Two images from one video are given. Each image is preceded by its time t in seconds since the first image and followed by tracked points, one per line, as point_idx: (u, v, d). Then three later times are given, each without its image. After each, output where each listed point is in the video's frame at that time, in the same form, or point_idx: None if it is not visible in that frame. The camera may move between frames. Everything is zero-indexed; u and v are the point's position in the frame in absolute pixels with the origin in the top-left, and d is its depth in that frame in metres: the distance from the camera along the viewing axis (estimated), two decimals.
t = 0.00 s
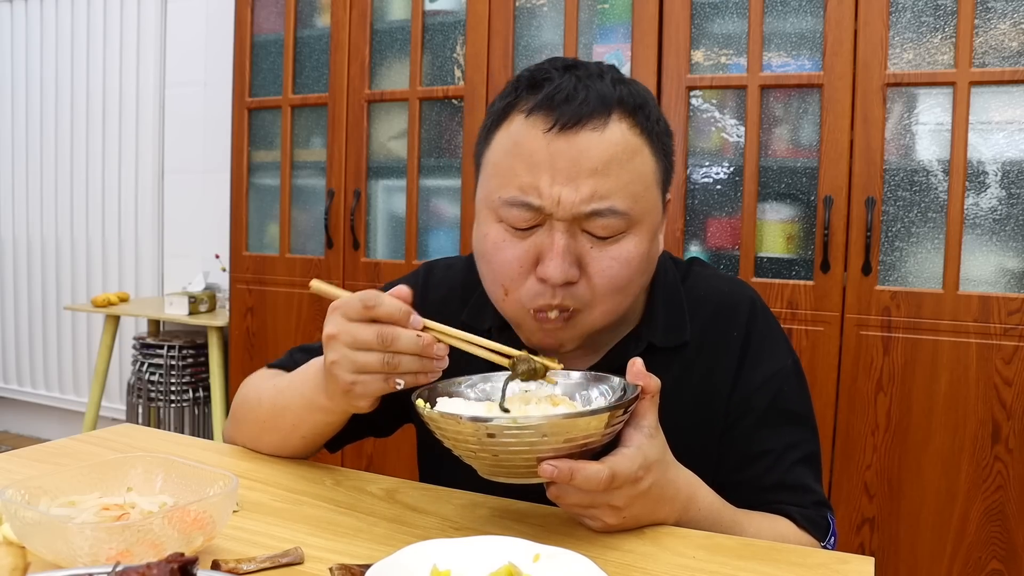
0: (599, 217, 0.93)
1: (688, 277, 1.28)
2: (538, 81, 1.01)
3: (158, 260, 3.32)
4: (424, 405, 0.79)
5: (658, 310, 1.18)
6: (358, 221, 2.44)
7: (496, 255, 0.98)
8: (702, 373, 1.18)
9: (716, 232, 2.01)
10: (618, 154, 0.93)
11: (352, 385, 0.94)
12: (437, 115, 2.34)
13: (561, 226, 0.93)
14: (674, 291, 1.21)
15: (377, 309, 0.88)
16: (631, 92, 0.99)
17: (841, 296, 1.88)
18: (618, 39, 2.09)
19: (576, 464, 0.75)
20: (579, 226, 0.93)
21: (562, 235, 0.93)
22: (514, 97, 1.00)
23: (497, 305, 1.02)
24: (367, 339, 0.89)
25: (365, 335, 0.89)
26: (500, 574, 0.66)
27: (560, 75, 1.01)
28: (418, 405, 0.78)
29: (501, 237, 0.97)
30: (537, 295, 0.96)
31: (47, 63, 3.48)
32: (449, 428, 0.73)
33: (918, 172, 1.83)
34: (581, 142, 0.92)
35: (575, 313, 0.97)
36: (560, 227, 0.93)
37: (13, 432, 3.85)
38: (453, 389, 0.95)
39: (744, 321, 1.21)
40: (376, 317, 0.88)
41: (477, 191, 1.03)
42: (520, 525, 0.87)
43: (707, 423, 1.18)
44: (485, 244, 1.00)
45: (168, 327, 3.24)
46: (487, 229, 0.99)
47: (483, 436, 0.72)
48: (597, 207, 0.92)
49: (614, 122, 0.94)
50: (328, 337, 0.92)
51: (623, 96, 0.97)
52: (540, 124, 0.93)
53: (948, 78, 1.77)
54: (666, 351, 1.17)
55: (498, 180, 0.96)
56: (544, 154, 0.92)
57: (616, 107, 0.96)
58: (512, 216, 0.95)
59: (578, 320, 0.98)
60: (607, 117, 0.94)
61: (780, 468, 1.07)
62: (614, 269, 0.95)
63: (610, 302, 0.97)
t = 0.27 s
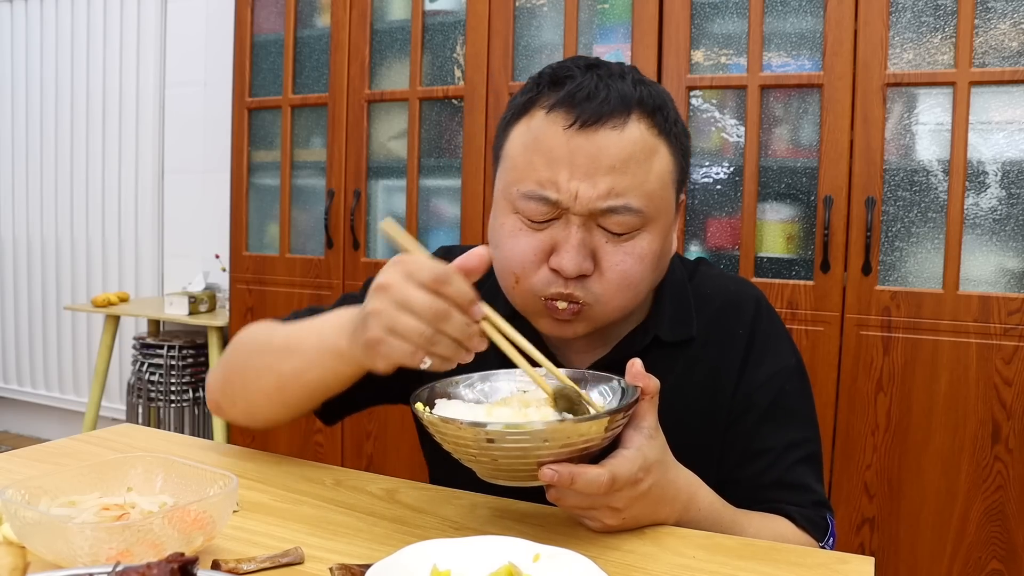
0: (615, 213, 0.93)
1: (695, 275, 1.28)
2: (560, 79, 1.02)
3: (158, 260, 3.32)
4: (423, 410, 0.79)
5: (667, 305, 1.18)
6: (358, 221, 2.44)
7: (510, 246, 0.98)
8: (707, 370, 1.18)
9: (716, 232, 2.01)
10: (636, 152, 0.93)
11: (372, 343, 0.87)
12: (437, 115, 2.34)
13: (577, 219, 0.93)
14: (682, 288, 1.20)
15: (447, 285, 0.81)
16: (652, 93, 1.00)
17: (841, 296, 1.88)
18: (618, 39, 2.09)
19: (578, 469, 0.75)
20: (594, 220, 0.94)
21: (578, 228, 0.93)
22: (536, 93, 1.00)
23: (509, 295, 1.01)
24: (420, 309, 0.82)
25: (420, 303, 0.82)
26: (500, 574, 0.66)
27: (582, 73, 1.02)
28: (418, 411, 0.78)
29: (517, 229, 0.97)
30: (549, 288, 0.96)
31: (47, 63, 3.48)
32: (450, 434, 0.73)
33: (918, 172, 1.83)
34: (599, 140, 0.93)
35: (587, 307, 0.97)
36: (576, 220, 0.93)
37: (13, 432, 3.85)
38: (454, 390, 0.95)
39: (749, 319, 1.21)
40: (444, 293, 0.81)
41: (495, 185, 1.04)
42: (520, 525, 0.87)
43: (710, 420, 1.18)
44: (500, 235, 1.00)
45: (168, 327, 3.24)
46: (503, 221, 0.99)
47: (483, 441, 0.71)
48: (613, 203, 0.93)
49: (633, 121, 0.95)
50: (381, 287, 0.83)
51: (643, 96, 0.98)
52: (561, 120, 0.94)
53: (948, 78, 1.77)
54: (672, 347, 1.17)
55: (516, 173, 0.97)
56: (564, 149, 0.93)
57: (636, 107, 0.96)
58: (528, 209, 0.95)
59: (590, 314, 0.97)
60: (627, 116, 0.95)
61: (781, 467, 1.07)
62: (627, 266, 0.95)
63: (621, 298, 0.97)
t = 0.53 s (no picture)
0: (615, 216, 0.93)
1: (702, 274, 1.29)
2: (570, 80, 1.02)
3: (158, 260, 3.32)
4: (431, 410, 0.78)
5: (673, 301, 1.19)
6: (358, 221, 2.44)
7: (513, 241, 0.99)
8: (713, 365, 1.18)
9: (716, 232, 2.01)
10: (639, 157, 0.94)
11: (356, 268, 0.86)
12: (437, 115, 2.34)
13: (578, 220, 0.93)
14: (688, 285, 1.22)
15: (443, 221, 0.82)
16: (659, 99, 1.00)
17: (841, 296, 1.88)
18: (618, 39, 2.09)
19: (587, 478, 0.75)
20: (595, 220, 0.94)
21: (578, 228, 0.94)
22: (544, 94, 1.00)
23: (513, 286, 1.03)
24: (413, 238, 0.82)
25: (413, 231, 0.82)
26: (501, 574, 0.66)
27: (592, 76, 1.02)
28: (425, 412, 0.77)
29: (519, 225, 0.98)
30: (547, 282, 0.97)
31: (47, 63, 3.48)
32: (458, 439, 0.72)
33: (918, 172, 1.83)
34: (603, 143, 0.93)
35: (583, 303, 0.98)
36: (577, 220, 0.93)
37: (13, 432, 3.85)
38: (461, 387, 0.95)
39: (754, 316, 1.22)
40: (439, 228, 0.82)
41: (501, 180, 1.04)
42: (520, 525, 0.87)
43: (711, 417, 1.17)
44: (504, 228, 1.00)
45: (167, 327, 3.24)
46: (507, 216, 1.00)
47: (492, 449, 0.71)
48: (614, 205, 0.92)
49: (638, 126, 0.95)
50: (380, 213, 0.84)
51: (650, 102, 0.98)
52: (568, 122, 0.94)
53: (948, 78, 1.77)
54: (679, 341, 1.17)
55: (520, 171, 0.97)
56: (568, 150, 0.93)
57: (641, 112, 0.96)
58: (530, 206, 0.95)
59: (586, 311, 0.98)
60: (632, 121, 0.95)
61: (781, 464, 1.07)
62: (624, 266, 0.96)
63: (618, 297, 0.98)
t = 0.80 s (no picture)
0: (594, 181, 0.95)
1: (705, 270, 1.29)
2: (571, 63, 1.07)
3: (158, 260, 3.32)
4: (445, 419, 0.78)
5: (676, 295, 1.19)
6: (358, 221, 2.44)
7: (503, 210, 1.02)
8: (714, 358, 1.18)
9: (716, 232, 2.01)
10: (622, 129, 0.96)
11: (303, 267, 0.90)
12: (437, 115, 2.34)
13: (559, 184, 0.96)
14: (692, 282, 1.22)
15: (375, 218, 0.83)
16: (650, 81, 1.03)
17: (841, 296, 1.88)
18: (618, 39, 2.09)
19: (601, 495, 0.76)
20: (575, 186, 0.96)
21: (558, 193, 0.96)
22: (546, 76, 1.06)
23: (503, 257, 1.05)
24: (347, 237, 0.84)
25: (347, 231, 0.84)
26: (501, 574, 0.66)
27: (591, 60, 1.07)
28: (439, 421, 0.77)
29: (509, 193, 1.01)
30: (530, 249, 0.99)
31: (47, 63, 3.48)
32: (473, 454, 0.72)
33: (918, 172, 1.83)
34: (587, 114, 0.96)
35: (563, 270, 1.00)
36: (558, 185, 0.96)
37: (13, 432, 3.85)
38: (472, 388, 0.96)
39: (756, 311, 1.23)
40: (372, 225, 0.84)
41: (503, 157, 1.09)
42: (521, 525, 0.87)
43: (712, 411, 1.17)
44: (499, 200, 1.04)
45: (168, 327, 3.24)
46: (501, 187, 1.04)
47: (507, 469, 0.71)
48: (593, 171, 0.95)
49: (624, 101, 0.98)
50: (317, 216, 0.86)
51: (640, 81, 1.01)
52: (558, 96, 0.99)
53: (948, 78, 1.77)
54: (681, 335, 1.18)
55: (515, 142, 1.02)
56: (556, 120, 0.97)
57: (628, 89, 1.00)
58: (518, 173, 0.99)
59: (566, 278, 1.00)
60: (618, 96, 0.98)
61: (781, 457, 1.08)
62: (602, 233, 0.97)
63: (597, 264, 0.99)
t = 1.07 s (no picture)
0: (567, 150, 1.05)
1: (699, 264, 1.30)
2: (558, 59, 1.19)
3: (158, 260, 3.32)
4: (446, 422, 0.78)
5: (667, 287, 1.22)
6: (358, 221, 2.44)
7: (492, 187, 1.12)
8: (705, 348, 1.20)
9: (716, 232, 2.01)
10: (593, 105, 1.06)
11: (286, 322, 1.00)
12: (437, 115, 2.34)
13: (537, 156, 1.07)
14: (683, 275, 1.24)
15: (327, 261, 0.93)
16: (626, 67, 1.13)
17: (841, 295, 1.88)
18: (618, 39, 2.09)
19: (603, 496, 0.76)
20: (551, 156, 1.07)
21: (536, 164, 1.07)
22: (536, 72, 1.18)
23: (494, 234, 1.14)
24: (308, 283, 0.94)
25: (307, 278, 0.94)
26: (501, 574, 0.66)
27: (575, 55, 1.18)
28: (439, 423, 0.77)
29: (497, 172, 1.12)
30: (513, 218, 1.08)
31: (47, 63, 3.48)
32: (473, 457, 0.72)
33: (918, 172, 1.83)
34: (562, 93, 1.07)
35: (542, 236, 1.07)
36: (536, 157, 1.07)
37: (13, 432, 3.85)
38: (472, 390, 0.96)
39: (747, 302, 1.24)
40: (327, 267, 0.93)
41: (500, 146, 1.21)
42: (522, 525, 0.87)
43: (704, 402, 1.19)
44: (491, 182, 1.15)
45: (168, 327, 3.24)
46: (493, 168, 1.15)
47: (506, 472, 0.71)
48: (566, 141, 1.05)
49: (598, 82, 1.08)
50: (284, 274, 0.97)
51: (614, 66, 1.11)
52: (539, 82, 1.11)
53: (948, 78, 1.77)
54: (672, 326, 1.20)
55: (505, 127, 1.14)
56: (536, 101, 1.09)
57: (602, 72, 1.10)
58: (505, 151, 1.11)
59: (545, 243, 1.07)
60: (591, 78, 1.09)
61: (774, 445, 1.08)
62: (575, 197, 1.05)
63: (571, 227, 1.06)
